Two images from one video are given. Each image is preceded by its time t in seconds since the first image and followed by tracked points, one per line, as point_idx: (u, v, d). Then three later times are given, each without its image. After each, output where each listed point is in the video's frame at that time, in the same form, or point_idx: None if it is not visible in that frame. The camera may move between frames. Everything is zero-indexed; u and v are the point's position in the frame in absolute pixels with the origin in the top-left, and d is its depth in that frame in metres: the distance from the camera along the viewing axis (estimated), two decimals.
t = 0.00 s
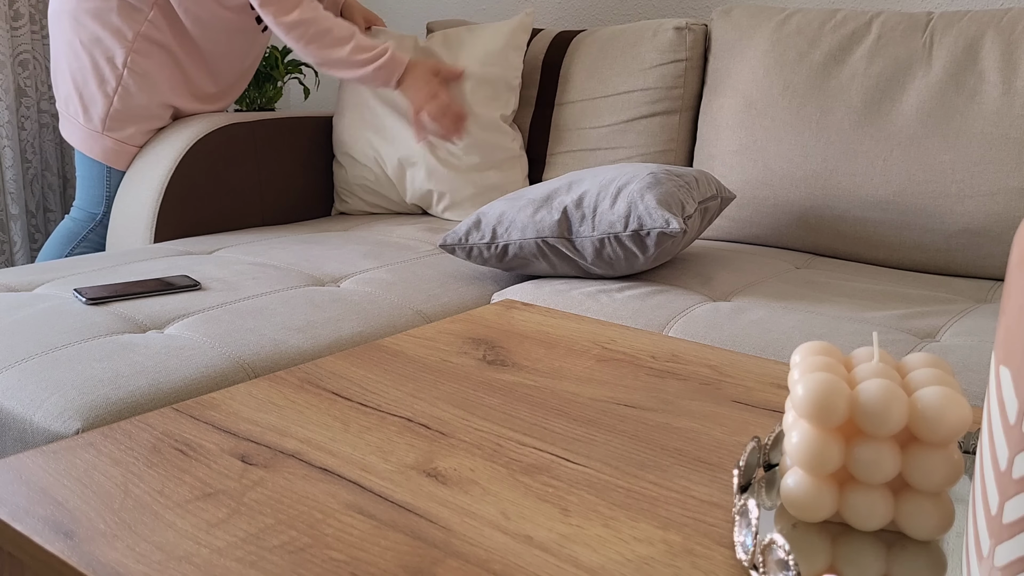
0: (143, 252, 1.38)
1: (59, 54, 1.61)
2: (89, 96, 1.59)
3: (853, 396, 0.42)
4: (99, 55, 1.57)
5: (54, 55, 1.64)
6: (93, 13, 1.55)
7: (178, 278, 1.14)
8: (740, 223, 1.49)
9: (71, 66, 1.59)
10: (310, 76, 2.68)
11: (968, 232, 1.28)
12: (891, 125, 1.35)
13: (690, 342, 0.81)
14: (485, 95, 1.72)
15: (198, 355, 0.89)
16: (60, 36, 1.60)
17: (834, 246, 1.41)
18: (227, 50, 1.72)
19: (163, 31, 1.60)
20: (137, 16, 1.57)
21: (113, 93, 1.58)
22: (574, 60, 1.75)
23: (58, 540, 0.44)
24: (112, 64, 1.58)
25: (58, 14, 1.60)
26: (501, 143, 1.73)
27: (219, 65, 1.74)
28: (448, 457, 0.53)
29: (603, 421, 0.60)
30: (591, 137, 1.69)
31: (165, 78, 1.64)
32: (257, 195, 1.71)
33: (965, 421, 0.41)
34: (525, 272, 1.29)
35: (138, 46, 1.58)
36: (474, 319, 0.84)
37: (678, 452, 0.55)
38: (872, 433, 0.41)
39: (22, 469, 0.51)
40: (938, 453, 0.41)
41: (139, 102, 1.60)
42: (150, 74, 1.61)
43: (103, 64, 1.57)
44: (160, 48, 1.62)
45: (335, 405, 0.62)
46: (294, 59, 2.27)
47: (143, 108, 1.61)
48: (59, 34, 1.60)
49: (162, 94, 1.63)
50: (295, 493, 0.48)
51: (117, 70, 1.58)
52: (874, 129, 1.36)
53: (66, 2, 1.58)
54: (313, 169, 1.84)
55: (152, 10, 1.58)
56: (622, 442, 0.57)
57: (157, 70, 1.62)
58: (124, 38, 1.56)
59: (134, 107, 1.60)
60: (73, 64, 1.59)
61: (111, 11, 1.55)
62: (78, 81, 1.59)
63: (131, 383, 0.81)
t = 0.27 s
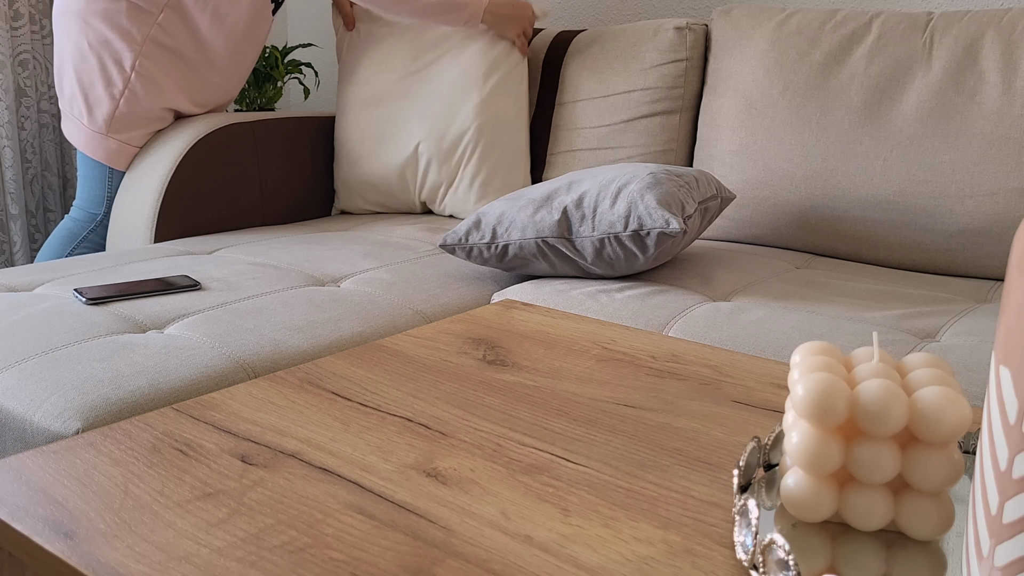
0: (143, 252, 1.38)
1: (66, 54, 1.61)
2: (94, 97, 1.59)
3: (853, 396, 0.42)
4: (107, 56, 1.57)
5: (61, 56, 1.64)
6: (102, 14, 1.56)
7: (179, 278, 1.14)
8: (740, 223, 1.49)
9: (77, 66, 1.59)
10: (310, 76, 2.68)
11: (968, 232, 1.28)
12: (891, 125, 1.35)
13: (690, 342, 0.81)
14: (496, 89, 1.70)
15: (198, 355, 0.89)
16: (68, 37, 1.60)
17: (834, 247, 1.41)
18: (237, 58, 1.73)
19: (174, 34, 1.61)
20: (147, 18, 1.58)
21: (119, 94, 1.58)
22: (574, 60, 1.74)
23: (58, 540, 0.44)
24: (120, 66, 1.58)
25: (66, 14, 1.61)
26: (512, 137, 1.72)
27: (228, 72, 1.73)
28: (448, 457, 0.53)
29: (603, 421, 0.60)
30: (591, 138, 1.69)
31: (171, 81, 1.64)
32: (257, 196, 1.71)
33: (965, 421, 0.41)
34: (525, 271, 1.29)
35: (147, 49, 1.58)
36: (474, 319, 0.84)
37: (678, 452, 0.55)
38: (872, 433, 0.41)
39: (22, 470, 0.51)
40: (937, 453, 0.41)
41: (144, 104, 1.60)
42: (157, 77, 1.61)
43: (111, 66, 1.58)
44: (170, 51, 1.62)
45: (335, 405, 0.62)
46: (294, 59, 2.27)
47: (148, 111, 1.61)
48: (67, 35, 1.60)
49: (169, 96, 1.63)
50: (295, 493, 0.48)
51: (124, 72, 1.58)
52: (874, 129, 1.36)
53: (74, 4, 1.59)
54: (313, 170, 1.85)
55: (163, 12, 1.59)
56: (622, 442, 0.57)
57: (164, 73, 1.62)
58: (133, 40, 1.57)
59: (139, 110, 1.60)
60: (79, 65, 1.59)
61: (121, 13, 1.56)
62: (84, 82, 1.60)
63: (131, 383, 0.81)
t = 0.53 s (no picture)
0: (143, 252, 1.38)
1: (67, 54, 1.62)
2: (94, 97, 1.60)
3: (853, 395, 0.42)
4: (107, 57, 1.58)
5: (62, 55, 1.64)
6: (103, 15, 1.56)
7: (179, 278, 1.14)
8: (740, 223, 1.49)
9: (77, 66, 1.60)
10: (309, 76, 2.68)
11: (968, 232, 1.28)
12: (891, 125, 1.35)
13: (690, 342, 0.81)
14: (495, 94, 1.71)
15: (198, 355, 0.89)
16: (69, 36, 1.60)
17: (834, 247, 1.41)
18: (239, 58, 1.71)
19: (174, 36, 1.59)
20: (147, 18, 1.57)
21: (119, 95, 1.58)
22: (574, 60, 1.74)
23: (58, 540, 0.44)
24: (120, 67, 1.58)
25: (67, 15, 1.61)
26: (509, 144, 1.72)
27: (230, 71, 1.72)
28: (448, 457, 0.53)
29: (603, 421, 0.60)
30: (591, 138, 1.69)
31: (172, 81, 1.63)
32: (257, 195, 1.72)
33: (965, 421, 0.41)
34: (525, 272, 1.29)
35: (147, 50, 1.58)
36: (474, 319, 0.84)
37: (678, 452, 0.55)
38: (873, 433, 0.41)
39: (22, 469, 0.51)
40: (938, 453, 0.41)
41: (145, 105, 1.60)
42: (157, 78, 1.60)
43: (111, 66, 1.58)
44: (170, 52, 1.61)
45: (335, 405, 0.62)
46: (294, 59, 2.27)
47: (148, 112, 1.61)
48: (68, 35, 1.61)
49: (168, 97, 1.63)
50: (295, 493, 0.48)
51: (124, 73, 1.58)
52: (874, 129, 1.36)
53: (75, 4, 1.59)
54: (312, 170, 1.85)
55: (163, 13, 1.58)
56: (622, 442, 0.57)
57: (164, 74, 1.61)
58: (133, 41, 1.57)
59: (139, 110, 1.60)
60: (80, 65, 1.59)
61: (121, 14, 1.56)
62: (84, 81, 1.60)
63: (132, 383, 0.81)
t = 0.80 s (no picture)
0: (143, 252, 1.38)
1: (64, 54, 1.62)
2: (93, 97, 1.60)
3: (853, 395, 0.42)
4: (105, 56, 1.57)
5: (60, 55, 1.64)
6: (101, 14, 1.56)
7: (179, 278, 1.14)
8: (740, 223, 1.49)
9: (76, 66, 1.59)
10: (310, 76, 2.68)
11: (968, 232, 1.28)
12: (891, 125, 1.35)
13: (690, 342, 0.81)
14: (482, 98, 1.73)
15: (199, 355, 0.89)
16: (66, 36, 1.60)
17: (834, 247, 1.41)
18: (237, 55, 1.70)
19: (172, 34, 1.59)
20: (144, 18, 1.57)
21: (118, 95, 1.58)
22: (574, 60, 1.74)
23: (58, 540, 0.44)
24: (118, 67, 1.58)
25: (65, 13, 1.61)
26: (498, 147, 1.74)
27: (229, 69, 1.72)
28: (448, 457, 0.53)
29: (603, 421, 0.60)
30: (591, 139, 1.69)
31: (170, 80, 1.63)
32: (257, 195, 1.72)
33: (965, 421, 0.41)
34: (525, 272, 1.29)
35: (144, 49, 1.58)
36: (474, 319, 0.84)
37: (678, 452, 0.56)
38: (872, 433, 0.41)
39: (22, 470, 0.51)
40: (937, 453, 0.41)
41: (143, 104, 1.60)
42: (155, 76, 1.60)
43: (109, 66, 1.58)
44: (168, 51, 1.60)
45: (335, 405, 0.62)
46: (294, 59, 2.27)
47: (147, 111, 1.61)
48: (65, 34, 1.60)
49: (167, 96, 1.63)
50: (295, 493, 0.48)
51: (122, 72, 1.58)
52: (874, 129, 1.36)
53: (73, 3, 1.59)
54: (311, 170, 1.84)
55: (161, 12, 1.57)
56: (622, 442, 0.57)
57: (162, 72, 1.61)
58: (131, 40, 1.57)
59: (138, 109, 1.60)
60: (78, 64, 1.59)
61: (119, 13, 1.56)
62: (82, 81, 1.60)
63: (132, 383, 0.81)
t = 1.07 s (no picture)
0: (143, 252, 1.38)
1: (62, 55, 1.62)
2: (91, 98, 1.60)
3: (853, 395, 0.42)
4: (102, 56, 1.58)
5: (58, 57, 1.64)
6: (97, 15, 1.56)
7: (179, 278, 1.14)
8: (740, 223, 1.49)
9: (73, 67, 1.59)
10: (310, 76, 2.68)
11: (968, 232, 1.28)
12: (891, 125, 1.35)
13: (690, 342, 0.81)
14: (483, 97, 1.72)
15: (198, 355, 0.89)
16: (63, 37, 1.60)
17: (834, 247, 1.41)
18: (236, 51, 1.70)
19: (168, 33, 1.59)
20: (140, 17, 1.57)
21: (116, 95, 1.59)
22: (574, 60, 1.74)
23: (58, 540, 0.44)
24: (116, 67, 1.58)
25: (61, 14, 1.61)
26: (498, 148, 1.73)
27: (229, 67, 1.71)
28: (448, 457, 0.53)
29: (603, 421, 0.60)
30: (591, 139, 1.69)
31: (168, 79, 1.63)
32: (257, 195, 1.72)
33: (965, 421, 0.41)
34: (525, 272, 1.29)
35: (141, 48, 1.58)
36: (474, 319, 0.84)
37: (678, 452, 0.56)
38: (872, 433, 0.41)
39: (22, 469, 0.51)
40: (937, 453, 0.41)
41: (141, 104, 1.60)
42: (153, 76, 1.60)
43: (107, 66, 1.58)
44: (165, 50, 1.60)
45: (335, 405, 0.62)
46: (294, 59, 2.27)
47: (144, 111, 1.61)
48: (63, 36, 1.61)
49: (166, 95, 1.63)
50: (295, 493, 0.48)
51: (120, 72, 1.58)
52: (874, 129, 1.36)
53: (69, 4, 1.59)
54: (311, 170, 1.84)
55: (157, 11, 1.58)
56: (622, 442, 0.57)
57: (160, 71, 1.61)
58: (128, 40, 1.57)
59: (136, 109, 1.60)
60: (76, 65, 1.59)
61: (115, 13, 1.56)
62: (80, 82, 1.60)
63: (132, 383, 0.81)
